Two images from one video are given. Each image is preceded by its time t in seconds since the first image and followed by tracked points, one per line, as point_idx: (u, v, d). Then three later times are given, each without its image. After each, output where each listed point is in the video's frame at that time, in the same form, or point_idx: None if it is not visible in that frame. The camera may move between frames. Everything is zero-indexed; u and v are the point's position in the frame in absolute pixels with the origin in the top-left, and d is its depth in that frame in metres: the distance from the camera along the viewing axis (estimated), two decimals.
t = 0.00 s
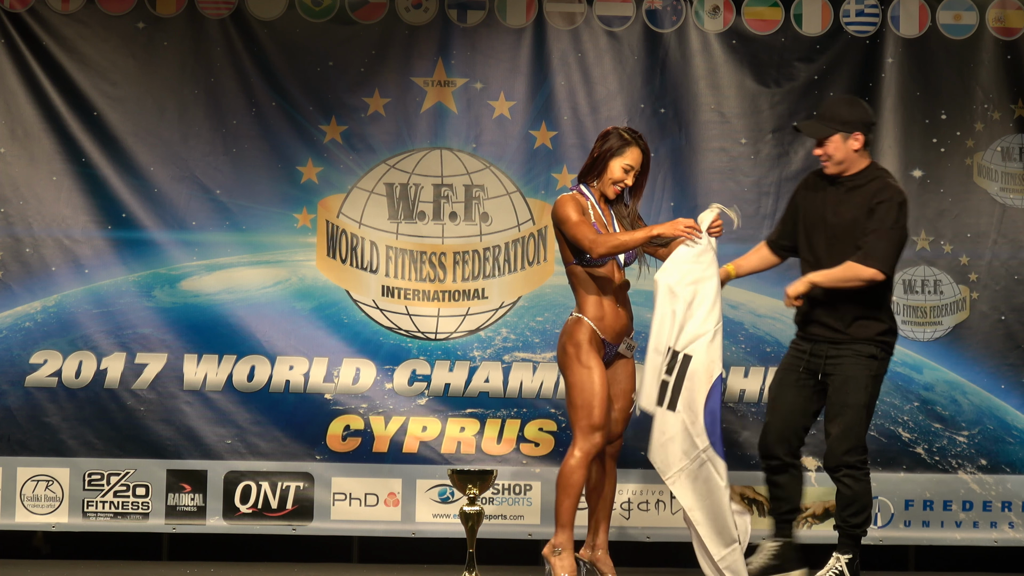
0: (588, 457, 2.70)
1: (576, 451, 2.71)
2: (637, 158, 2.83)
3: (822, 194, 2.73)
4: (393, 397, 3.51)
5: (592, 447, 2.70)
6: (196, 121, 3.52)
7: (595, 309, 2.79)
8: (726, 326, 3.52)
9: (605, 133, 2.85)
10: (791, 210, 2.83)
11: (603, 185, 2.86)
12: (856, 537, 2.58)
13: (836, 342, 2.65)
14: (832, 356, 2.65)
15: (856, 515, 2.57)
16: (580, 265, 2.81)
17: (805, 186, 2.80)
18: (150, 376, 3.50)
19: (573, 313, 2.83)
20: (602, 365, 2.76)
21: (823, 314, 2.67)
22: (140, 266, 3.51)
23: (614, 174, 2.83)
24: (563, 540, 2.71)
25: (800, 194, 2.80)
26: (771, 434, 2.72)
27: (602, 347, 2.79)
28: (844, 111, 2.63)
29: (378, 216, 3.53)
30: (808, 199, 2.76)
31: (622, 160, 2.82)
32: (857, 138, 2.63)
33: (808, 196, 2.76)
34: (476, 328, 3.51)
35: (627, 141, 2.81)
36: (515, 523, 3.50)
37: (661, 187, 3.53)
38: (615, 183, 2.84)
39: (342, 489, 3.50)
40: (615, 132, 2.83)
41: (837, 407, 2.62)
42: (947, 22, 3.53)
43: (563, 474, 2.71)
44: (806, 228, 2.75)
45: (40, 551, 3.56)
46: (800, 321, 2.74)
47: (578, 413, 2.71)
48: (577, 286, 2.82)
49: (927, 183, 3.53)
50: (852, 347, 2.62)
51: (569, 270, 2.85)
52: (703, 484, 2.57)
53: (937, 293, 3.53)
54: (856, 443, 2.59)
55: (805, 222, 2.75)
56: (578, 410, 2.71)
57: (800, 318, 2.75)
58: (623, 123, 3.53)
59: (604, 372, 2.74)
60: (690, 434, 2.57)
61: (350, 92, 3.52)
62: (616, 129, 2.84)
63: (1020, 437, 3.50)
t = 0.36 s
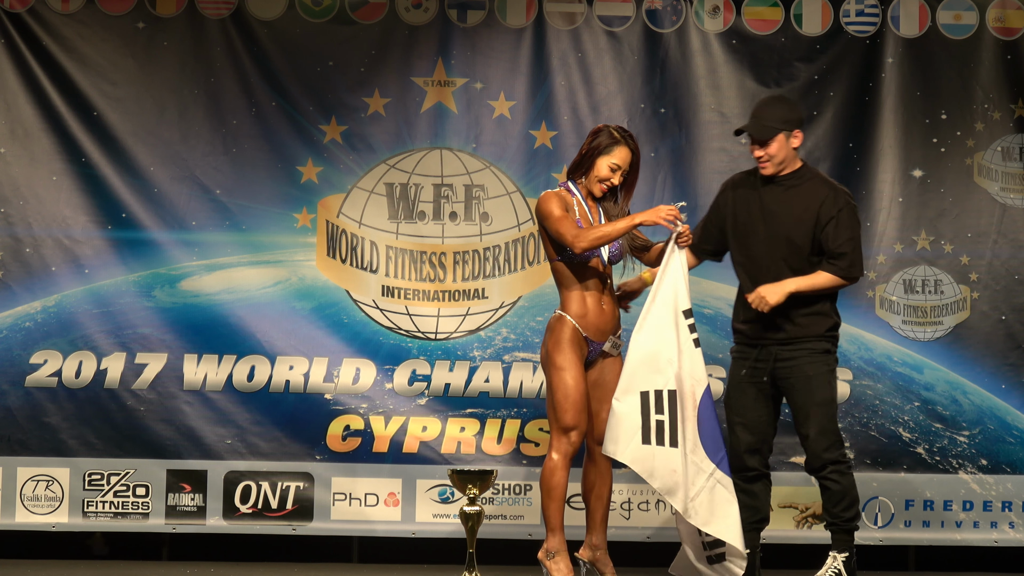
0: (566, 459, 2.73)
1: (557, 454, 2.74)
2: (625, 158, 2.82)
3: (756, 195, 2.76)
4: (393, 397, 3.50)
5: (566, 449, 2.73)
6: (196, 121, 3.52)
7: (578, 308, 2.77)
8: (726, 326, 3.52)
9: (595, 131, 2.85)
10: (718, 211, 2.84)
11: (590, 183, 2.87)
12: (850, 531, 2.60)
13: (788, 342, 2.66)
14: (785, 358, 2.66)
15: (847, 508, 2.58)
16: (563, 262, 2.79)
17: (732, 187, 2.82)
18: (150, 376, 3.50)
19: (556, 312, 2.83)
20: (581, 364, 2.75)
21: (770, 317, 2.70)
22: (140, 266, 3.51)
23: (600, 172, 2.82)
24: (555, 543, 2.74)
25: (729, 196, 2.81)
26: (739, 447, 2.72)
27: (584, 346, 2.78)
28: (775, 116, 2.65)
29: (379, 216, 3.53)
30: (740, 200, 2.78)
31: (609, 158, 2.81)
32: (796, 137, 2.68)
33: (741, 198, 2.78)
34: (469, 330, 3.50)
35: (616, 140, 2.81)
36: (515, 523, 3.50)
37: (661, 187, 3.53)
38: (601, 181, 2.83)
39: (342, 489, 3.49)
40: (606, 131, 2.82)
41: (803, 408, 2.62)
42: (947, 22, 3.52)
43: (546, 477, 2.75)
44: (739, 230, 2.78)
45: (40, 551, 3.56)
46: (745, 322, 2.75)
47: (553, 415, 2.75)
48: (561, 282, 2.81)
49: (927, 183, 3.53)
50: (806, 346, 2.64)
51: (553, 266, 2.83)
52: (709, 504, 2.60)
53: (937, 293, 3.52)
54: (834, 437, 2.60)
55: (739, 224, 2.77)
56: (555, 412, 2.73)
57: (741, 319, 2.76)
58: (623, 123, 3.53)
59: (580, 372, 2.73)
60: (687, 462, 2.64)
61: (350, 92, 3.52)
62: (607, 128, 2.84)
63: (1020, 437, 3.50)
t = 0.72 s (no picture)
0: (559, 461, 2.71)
1: (550, 456, 2.71)
2: (615, 157, 2.81)
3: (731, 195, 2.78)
4: (393, 397, 3.50)
5: (559, 450, 2.71)
6: (196, 121, 3.52)
7: (563, 309, 2.76)
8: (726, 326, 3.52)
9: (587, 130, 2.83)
10: (694, 214, 2.85)
11: (579, 181, 2.85)
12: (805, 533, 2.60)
13: (774, 341, 2.66)
14: (771, 357, 2.66)
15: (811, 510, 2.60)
16: (549, 262, 2.77)
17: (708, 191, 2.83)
18: (150, 376, 3.50)
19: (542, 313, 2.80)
20: (569, 365, 2.74)
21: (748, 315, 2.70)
22: (140, 266, 3.51)
23: (591, 171, 2.81)
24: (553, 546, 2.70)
25: (705, 198, 2.83)
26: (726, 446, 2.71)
27: (572, 347, 2.77)
28: (745, 118, 2.65)
29: (379, 216, 3.53)
30: (715, 202, 2.80)
31: (600, 157, 2.80)
32: (766, 138, 2.70)
33: (716, 199, 2.80)
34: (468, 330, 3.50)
35: (608, 139, 2.80)
36: (515, 523, 3.50)
37: (661, 188, 3.53)
38: (592, 181, 2.82)
39: (343, 489, 3.49)
40: (598, 129, 2.80)
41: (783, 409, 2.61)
42: (947, 22, 3.52)
43: (540, 479, 2.71)
44: (715, 231, 2.78)
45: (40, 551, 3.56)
46: (723, 322, 2.75)
47: (544, 417, 2.72)
48: (546, 284, 2.79)
49: (927, 183, 3.53)
50: (791, 345, 2.65)
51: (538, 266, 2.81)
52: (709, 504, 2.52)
53: (937, 293, 3.52)
54: (810, 438, 2.62)
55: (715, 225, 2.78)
56: (546, 414, 2.70)
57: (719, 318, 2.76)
58: (623, 123, 3.53)
59: (570, 373, 2.72)
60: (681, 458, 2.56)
61: (350, 92, 3.52)
62: (599, 126, 2.82)
63: (1021, 437, 3.50)
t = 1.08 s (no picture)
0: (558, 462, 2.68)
1: (548, 456, 2.69)
2: (609, 152, 2.80)
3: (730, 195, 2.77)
4: (393, 397, 3.50)
5: (557, 451, 2.69)
6: (196, 121, 3.52)
7: (560, 307, 2.72)
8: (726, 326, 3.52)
9: (581, 127, 2.83)
10: (692, 217, 2.83)
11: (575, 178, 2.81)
12: (811, 530, 2.61)
13: (775, 340, 2.66)
14: (773, 356, 2.66)
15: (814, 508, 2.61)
16: (546, 257, 2.73)
17: (707, 194, 2.83)
18: (150, 376, 3.50)
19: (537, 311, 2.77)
20: (566, 365, 2.71)
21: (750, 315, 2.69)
22: (140, 266, 3.51)
23: (586, 166, 2.78)
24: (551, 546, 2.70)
25: (702, 200, 2.82)
26: (727, 447, 2.70)
27: (567, 345, 2.74)
28: (743, 117, 2.66)
29: (379, 216, 3.53)
30: (714, 203, 2.79)
31: (595, 152, 2.79)
32: (764, 136, 2.71)
33: (715, 200, 2.79)
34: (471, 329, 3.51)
35: (601, 133, 2.81)
36: (515, 523, 3.50)
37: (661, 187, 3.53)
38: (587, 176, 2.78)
39: (343, 489, 3.49)
40: (591, 125, 2.82)
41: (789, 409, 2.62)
42: (947, 22, 3.52)
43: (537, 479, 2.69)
44: (715, 231, 2.76)
45: (40, 550, 3.56)
46: (724, 321, 2.74)
47: (541, 418, 2.69)
48: (542, 281, 2.75)
49: (927, 183, 3.53)
50: (793, 345, 2.65)
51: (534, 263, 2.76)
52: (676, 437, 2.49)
53: (937, 293, 3.52)
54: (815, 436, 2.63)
55: (715, 226, 2.76)
56: (544, 414, 2.67)
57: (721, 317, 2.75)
58: (623, 123, 3.53)
59: (567, 373, 2.70)
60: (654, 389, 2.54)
61: (350, 92, 3.52)
62: (591, 123, 2.84)
63: (1021, 437, 3.50)
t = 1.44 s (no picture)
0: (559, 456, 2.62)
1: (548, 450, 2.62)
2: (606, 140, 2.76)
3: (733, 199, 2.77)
4: (393, 397, 3.50)
5: (563, 445, 2.62)
6: (196, 121, 3.52)
7: (551, 303, 2.69)
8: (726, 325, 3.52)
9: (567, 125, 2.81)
10: (696, 225, 2.82)
11: (582, 174, 2.76)
12: (812, 531, 2.61)
13: (791, 341, 2.66)
14: (788, 356, 2.66)
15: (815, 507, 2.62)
16: (545, 254, 2.68)
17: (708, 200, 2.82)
18: (150, 376, 3.50)
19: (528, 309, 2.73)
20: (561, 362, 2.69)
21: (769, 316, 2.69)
22: (140, 266, 3.51)
23: (591, 159, 2.73)
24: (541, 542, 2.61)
25: (705, 207, 2.81)
26: (737, 446, 2.68)
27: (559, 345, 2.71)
28: (734, 118, 2.67)
29: (379, 216, 3.53)
30: (719, 209, 2.78)
31: (596, 143, 2.73)
32: (755, 136, 2.72)
33: (720, 206, 2.78)
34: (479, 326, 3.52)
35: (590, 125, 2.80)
36: (515, 523, 3.50)
37: (661, 187, 3.53)
38: (594, 168, 2.73)
39: (342, 490, 3.49)
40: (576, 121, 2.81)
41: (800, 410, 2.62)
42: (947, 22, 3.53)
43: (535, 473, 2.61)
44: (724, 236, 2.75)
45: (40, 550, 3.56)
46: (737, 323, 2.73)
47: (543, 413, 2.64)
48: (536, 278, 2.71)
49: (927, 183, 3.53)
50: (807, 346, 2.66)
51: (531, 259, 2.72)
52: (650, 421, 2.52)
53: (937, 293, 3.53)
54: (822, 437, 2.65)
55: (724, 232, 2.75)
56: (545, 408, 2.62)
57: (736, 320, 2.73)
58: (623, 123, 3.53)
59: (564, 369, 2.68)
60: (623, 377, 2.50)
61: (350, 92, 3.52)
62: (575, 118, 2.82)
63: (1020, 437, 3.50)
